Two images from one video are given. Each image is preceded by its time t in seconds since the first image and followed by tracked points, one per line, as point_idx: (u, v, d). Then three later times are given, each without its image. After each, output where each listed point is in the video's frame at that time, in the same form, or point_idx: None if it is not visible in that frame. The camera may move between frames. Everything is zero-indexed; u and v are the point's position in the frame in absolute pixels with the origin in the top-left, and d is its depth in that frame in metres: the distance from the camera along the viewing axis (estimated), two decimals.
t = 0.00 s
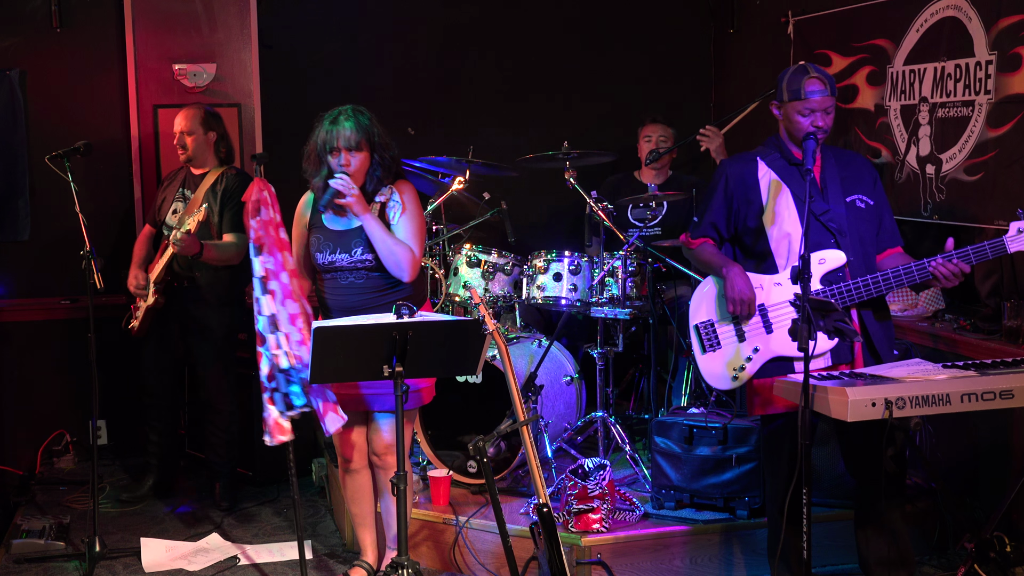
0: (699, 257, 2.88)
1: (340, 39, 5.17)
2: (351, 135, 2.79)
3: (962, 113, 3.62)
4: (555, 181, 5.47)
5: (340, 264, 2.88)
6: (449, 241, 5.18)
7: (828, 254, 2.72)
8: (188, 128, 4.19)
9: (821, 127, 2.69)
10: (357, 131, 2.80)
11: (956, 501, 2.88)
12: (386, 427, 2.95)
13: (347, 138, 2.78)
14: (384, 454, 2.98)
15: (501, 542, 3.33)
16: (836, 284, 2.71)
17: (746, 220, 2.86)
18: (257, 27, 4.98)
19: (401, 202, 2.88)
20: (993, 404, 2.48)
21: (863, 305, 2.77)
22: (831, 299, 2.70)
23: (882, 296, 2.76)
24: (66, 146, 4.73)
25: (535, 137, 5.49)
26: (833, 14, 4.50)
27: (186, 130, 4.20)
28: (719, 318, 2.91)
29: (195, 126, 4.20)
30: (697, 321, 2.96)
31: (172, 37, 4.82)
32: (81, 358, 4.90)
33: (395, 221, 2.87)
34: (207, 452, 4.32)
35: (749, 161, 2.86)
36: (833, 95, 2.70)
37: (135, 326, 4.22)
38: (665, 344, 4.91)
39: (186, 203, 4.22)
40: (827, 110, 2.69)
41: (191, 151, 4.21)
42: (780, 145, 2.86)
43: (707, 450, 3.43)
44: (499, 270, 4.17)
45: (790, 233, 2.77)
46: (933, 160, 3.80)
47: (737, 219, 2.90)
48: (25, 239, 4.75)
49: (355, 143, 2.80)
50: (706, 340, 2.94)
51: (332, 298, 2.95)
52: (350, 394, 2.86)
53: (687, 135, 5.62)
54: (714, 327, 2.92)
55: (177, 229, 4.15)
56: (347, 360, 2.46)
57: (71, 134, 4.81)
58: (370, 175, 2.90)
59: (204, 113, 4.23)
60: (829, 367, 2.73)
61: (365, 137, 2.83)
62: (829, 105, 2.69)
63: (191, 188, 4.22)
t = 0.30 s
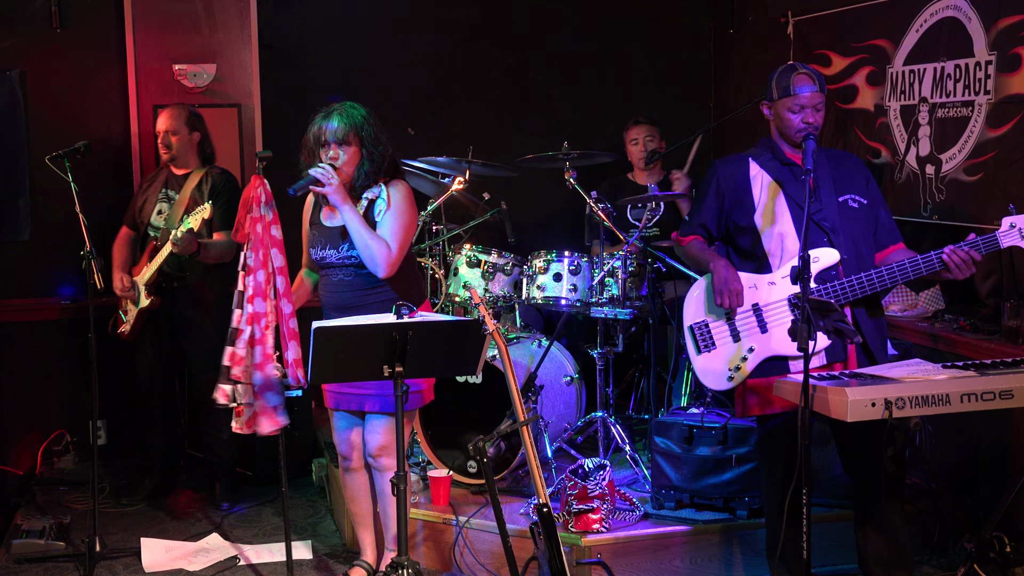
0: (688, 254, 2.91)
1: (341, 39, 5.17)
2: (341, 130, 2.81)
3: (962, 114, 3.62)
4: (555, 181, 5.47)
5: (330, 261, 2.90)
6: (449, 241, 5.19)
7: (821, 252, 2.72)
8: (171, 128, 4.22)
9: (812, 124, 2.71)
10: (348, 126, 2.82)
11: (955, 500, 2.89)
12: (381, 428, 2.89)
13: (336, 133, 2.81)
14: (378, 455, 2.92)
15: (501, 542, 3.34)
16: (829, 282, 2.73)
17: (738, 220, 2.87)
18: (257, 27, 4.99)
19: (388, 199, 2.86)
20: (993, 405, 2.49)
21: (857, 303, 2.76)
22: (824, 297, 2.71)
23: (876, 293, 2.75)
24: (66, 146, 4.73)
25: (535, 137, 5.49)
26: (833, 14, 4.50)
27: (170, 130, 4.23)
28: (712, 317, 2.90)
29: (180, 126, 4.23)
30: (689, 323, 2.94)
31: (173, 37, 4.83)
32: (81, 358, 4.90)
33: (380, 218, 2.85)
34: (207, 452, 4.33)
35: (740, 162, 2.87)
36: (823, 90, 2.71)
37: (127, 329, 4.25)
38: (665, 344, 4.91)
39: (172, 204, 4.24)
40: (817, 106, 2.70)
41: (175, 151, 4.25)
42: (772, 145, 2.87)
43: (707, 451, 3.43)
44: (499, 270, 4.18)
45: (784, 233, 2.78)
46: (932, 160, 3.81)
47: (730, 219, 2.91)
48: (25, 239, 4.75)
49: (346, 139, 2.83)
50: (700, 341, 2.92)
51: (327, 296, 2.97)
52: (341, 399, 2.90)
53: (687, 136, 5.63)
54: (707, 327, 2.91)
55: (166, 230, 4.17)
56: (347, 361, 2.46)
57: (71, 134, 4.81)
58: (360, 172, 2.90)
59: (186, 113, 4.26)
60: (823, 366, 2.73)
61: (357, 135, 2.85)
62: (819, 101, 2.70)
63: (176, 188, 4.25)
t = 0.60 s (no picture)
0: (685, 258, 2.90)
1: (340, 40, 5.17)
2: (334, 130, 2.82)
3: (961, 114, 3.62)
4: (554, 182, 5.48)
5: (324, 260, 2.90)
6: (449, 242, 5.19)
7: (815, 255, 2.72)
8: (152, 133, 4.26)
9: (805, 123, 2.71)
10: (342, 125, 2.82)
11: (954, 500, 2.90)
12: (379, 429, 2.90)
13: (329, 133, 2.82)
14: (377, 456, 2.92)
15: (501, 542, 3.34)
16: (824, 284, 2.72)
17: (734, 223, 2.86)
18: (257, 28, 5.00)
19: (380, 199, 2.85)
20: (992, 404, 2.49)
21: (852, 304, 2.77)
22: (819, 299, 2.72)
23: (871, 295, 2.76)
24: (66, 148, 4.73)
25: (535, 138, 5.49)
26: (832, 15, 4.50)
27: (152, 135, 4.27)
28: (704, 316, 2.94)
29: (161, 130, 4.27)
30: (683, 322, 2.98)
31: (173, 38, 4.84)
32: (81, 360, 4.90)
33: (371, 217, 2.84)
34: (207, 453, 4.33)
35: (734, 165, 2.86)
36: (814, 90, 2.72)
37: (114, 333, 4.15)
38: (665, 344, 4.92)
39: (154, 207, 4.29)
40: (809, 105, 2.70)
41: (156, 155, 4.29)
42: (765, 147, 2.87)
43: (706, 451, 3.43)
44: (499, 270, 4.19)
45: (779, 238, 2.79)
46: (932, 160, 3.81)
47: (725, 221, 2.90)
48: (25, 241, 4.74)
49: (339, 138, 2.83)
50: (694, 340, 2.96)
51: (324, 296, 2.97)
52: (337, 399, 2.91)
53: (686, 136, 5.63)
54: (700, 327, 2.94)
55: (156, 231, 4.23)
56: (347, 361, 2.46)
57: (71, 136, 4.82)
58: (355, 171, 2.90)
59: (162, 118, 4.32)
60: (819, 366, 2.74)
61: (351, 135, 2.84)
62: (811, 100, 2.70)
63: (156, 191, 4.30)
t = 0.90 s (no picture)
0: (688, 258, 2.90)
1: (339, 40, 5.17)
2: (334, 131, 2.82)
3: (960, 114, 3.62)
4: (553, 182, 5.48)
5: (319, 259, 2.90)
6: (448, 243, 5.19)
7: (818, 255, 2.72)
8: (141, 133, 4.21)
9: (806, 126, 2.72)
10: (340, 125, 2.82)
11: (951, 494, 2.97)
12: (376, 429, 2.90)
13: (328, 134, 2.82)
14: (374, 456, 2.91)
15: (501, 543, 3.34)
16: (825, 284, 2.72)
17: (737, 223, 2.86)
18: (255, 28, 5.00)
19: (378, 200, 2.85)
20: (991, 405, 2.49)
21: (852, 304, 2.77)
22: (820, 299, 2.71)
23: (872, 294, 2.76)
24: (65, 148, 4.73)
25: (534, 138, 5.50)
26: (831, 15, 4.50)
27: (138, 136, 4.21)
28: (709, 318, 2.92)
29: (148, 130, 4.23)
30: (687, 323, 2.97)
31: (172, 39, 4.86)
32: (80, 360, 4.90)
33: (369, 218, 2.84)
34: (207, 454, 4.33)
35: (736, 165, 2.86)
36: (817, 93, 2.73)
37: (117, 337, 4.17)
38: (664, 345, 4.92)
39: (145, 207, 4.27)
40: (812, 108, 2.71)
41: (146, 156, 4.26)
42: (767, 146, 2.87)
43: (705, 451, 3.41)
44: (497, 270, 4.18)
45: (780, 238, 2.79)
46: (931, 160, 3.81)
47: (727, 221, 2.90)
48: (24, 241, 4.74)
49: (339, 140, 2.83)
50: (697, 341, 2.94)
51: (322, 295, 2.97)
52: (333, 400, 2.92)
53: (685, 137, 5.64)
54: (703, 328, 2.92)
55: (154, 233, 4.25)
56: (346, 361, 2.46)
57: (71, 136, 4.82)
58: (353, 172, 2.90)
59: (148, 118, 4.28)
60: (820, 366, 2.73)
61: (349, 135, 2.84)
62: (813, 103, 2.71)
63: (145, 191, 4.29)
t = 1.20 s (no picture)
0: (704, 253, 2.92)
1: (340, 41, 5.17)
2: (337, 132, 2.81)
3: (960, 114, 3.62)
4: (554, 182, 5.48)
5: (320, 259, 2.90)
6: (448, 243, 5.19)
7: (828, 253, 2.73)
8: (139, 132, 4.20)
9: (821, 121, 2.69)
10: (341, 128, 2.81)
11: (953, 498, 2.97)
12: (374, 427, 2.90)
13: (333, 134, 2.81)
14: (371, 455, 2.91)
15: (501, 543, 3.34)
16: (836, 282, 2.72)
17: (750, 218, 2.86)
18: (255, 28, 5.00)
19: (382, 202, 2.86)
20: (992, 405, 2.49)
21: (861, 305, 2.77)
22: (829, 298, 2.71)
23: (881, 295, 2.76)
24: (65, 148, 4.73)
25: (534, 138, 5.49)
26: (831, 15, 4.50)
27: (137, 135, 4.20)
28: (719, 313, 2.90)
29: (147, 129, 4.22)
30: (697, 318, 2.94)
31: (172, 39, 4.86)
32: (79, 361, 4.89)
33: (373, 221, 2.84)
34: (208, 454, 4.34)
35: (754, 160, 2.86)
36: (831, 87, 2.69)
37: (124, 338, 4.18)
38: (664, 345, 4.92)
39: (148, 207, 4.27)
40: (826, 103, 2.67)
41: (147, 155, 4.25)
42: (785, 143, 2.84)
43: (705, 451, 3.41)
44: (498, 270, 4.17)
45: (790, 234, 2.77)
46: (931, 160, 3.81)
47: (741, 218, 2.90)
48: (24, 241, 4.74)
49: (343, 142, 2.83)
50: (706, 337, 2.93)
51: (320, 296, 2.96)
52: (330, 400, 2.91)
53: (685, 137, 5.63)
54: (714, 324, 2.91)
55: (159, 232, 4.25)
56: (346, 362, 2.46)
57: (71, 136, 4.82)
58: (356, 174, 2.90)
59: (147, 118, 4.26)
60: (824, 365, 2.74)
61: (351, 138, 2.84)
62: (827, 98, 2.67)
63: (146, 190, 4.29)
